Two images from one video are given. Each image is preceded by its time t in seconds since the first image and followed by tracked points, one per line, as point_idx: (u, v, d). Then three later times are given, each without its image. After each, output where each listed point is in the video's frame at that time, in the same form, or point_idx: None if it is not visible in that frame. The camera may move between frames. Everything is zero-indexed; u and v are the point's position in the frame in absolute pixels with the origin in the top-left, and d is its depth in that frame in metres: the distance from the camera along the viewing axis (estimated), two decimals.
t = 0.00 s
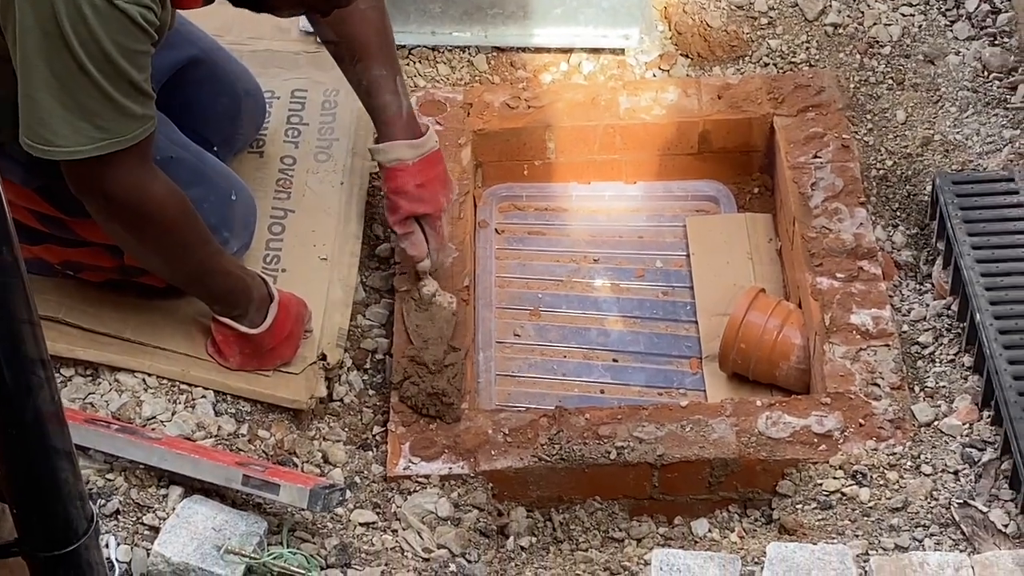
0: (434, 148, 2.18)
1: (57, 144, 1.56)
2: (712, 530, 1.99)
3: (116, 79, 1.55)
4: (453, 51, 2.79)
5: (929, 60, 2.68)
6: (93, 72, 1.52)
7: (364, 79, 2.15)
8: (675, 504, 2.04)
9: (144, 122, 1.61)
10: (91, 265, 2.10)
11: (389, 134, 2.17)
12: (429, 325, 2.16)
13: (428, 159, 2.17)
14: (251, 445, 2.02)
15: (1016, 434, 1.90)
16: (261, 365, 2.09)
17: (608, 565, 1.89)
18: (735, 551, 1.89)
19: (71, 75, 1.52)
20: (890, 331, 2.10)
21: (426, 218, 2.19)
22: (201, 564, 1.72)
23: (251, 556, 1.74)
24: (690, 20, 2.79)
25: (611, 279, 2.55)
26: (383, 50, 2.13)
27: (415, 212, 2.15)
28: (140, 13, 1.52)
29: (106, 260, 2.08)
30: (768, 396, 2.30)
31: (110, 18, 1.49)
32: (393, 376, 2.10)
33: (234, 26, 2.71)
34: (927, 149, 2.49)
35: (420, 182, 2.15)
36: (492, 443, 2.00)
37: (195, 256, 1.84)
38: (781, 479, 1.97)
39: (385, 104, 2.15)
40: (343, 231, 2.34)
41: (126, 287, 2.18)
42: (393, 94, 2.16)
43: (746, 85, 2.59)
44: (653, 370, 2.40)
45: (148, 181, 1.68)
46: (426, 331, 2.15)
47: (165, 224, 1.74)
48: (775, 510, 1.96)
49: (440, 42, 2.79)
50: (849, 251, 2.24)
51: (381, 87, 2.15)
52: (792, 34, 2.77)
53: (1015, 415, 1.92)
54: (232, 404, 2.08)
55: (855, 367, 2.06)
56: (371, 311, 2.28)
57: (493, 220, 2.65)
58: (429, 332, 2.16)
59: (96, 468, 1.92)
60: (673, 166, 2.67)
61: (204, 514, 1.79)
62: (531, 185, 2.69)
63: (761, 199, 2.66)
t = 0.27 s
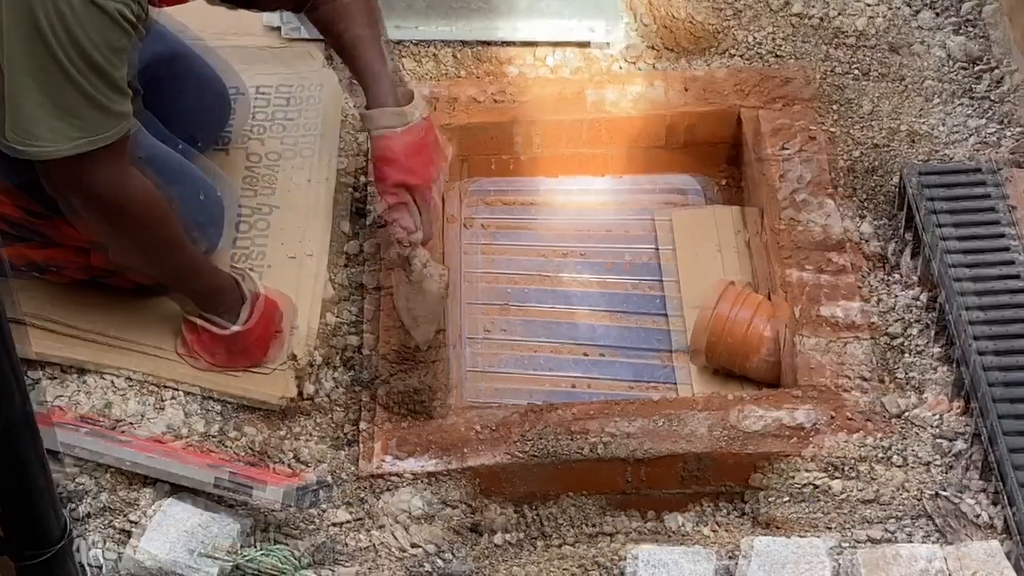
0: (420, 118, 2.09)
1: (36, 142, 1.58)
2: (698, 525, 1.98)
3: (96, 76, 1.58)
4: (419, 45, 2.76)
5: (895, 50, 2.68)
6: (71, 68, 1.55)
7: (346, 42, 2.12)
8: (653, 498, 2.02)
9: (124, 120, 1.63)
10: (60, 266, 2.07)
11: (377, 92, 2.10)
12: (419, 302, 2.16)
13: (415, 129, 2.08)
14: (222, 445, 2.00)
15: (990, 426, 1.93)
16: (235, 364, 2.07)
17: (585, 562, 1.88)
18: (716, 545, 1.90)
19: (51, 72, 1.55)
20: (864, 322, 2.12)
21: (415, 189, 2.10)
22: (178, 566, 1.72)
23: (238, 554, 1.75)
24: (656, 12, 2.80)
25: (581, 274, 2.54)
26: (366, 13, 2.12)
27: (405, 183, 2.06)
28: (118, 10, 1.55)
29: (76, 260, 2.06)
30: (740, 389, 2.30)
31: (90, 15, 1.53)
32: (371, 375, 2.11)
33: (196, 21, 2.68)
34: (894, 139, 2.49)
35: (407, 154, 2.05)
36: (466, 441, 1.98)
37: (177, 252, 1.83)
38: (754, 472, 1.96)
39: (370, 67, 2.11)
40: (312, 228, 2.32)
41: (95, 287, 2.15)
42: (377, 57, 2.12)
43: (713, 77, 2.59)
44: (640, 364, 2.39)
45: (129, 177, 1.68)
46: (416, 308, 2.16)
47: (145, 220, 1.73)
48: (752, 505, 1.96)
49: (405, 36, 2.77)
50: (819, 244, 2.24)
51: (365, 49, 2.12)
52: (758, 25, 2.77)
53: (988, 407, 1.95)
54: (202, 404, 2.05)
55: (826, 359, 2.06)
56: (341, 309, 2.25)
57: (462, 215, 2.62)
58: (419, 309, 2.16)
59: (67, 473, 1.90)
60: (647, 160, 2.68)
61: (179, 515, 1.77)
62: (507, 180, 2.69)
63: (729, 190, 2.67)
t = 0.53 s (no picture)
0: (400, 176, 2.00)
1: (17, 142, 1.52)
2: (673, 520, 1.99)
3: (79, 75, 1.52)
4: (405, 41, 2.76)
5: (881, 46, 2.69)
6: (53, 66, 1.48)
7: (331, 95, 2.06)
8: (635, 494, 2.04)
9: (107, 119, 1.58)
10: (44, 263, 2.06)
11: (356, 152, 2.02)
12: (403, 355, 2.06)
13: (394, 188, 2.00)
14: (209, 443, 1.99)
15: (973, 421, 1.91)
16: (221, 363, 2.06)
17: (570, 558, 1.87)
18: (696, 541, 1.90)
19: (33, 70, 1.49)
20: (846, 318, 2.12)
21: (395, 249, 2.04)
22: (161, 565, 1.70)
23: (212, 555, 1.71)
24: (642, 7, 2.79)
25: (568, 270, 2.54)
26: (353, 62, 2.06)
27: (383, 246, 2.00)
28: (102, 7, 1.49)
29: (60, 258, 2.04)
30: (726, 384, 2.30)
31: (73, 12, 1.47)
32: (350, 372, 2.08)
33: (182, 17, 2.67)
34: (880, 135, 2.50)
35: (386, 215, 1.98)
36: (452, 437, 1.99)
37: (158, 253, 1.81)
38: (741, 468, 1.97)
39: (352, 121, 2.04)
40: (299, 225, 2.31)
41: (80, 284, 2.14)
42: (360, 110, 2.05)
43: (700, 73, 2.59)
44: (611, 360, 2.40)
45: (111, 176, 1.65)
46: (402, 364, 2.05)
47: (128, 220, 1.71)
48: (735, 499, 1.97)
49: (392, 32, 2.76)
50: (805, 239, 2.24)
51: (349, 101, 2.05)
52: (744, 21, 2.77)
53: (971, 402, 1.94)
54: (188, 402, 2.04)
55: (812, 355, 2.07)
56: (327, 305, 2.26)
57: (449, 211, 2.63)
58: (404, 364, 2.05)
59: (53, 469, 1.89)
60: (630, 155, 2.67)
61: (163, 514, 1.76)
62: (486, 175, 2.67)
63: (716, 185, 2.66)
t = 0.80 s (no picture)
0: (391, 165, 2.06)
1: (10, 143, 1.52)
2: (663, 516, 2.00)
3: (71, 75, 1.51)
4: (396, 38, 2.75)
5: (871, 43, 2.69)
6: (46, 67, 1.47)
7: (324, 80, 2.08)
8: (626, 491, 2.04)
9: (99, 118, 1.57)
10: (34, 261, 2.05)
11: (347, 139, 2.05)
12: (388, 341, 2.09)
13: (385, 177, 2.05)
14: (199, 439, 1.99)
15: (963, 418, 1.92)
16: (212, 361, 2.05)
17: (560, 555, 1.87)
18: (686, 538, 1.89)
19: (25, 72, 1.48)
20: (837, 315, 2.12)
21: (382, 236, 2.10)
22: (151, 562, 1.70)
23: (202, 552, 1.71)
24: (633, 4, 2.77)
25: (558, 267, 2.54)
26: (347, 49, 2.07)
27: (371, 233, 2.06)
28: (95, 9, 1.48)
29: (50, 256, 2.03)
30: (716, 381, 2.31)
31: (66, 14, 1.46)
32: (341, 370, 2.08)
33: (172, 14, 2.66)
34: (870, 132, 2.50)
35: (376, 203, 2.04)
36: (443, 434, 1.99)
37: (149, 252, 1.81)
38: (731, 465, 1.98)
39: (343, 108, 2.06)
40: (289, 222, 2.31)
41: (70, 281, 2.13)
42: (352, 98, 2.07)
43: (691, 70, 2.59)
44: (601, 357, 2.40)
45: (102, 176, 1.64)
46: (386, 350, 2.08)
47: (119, 219, 1.70)
48: (725, 496, 1.97)
49: (382, 29, 2.76)
50: (795, 236, 2.25)
51: (340, 88, 2.07)
52: (735, 18, 2.77)
53: (961, 399, 1.94)
54: (179, 399, 2.04)
55: (802, 352, 2.07)
56: (318, 302, 2.26)
57: (440, 208, 2.63)
58: (389, 350, 2.08)
59: (43, 466, 1.88)
60: (621, 151, 2.66)
61: (154, 511, 1.76)
62: (477, 172, 2.67)
63: (707, 182, 2.67)
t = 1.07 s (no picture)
0: (378, 153, 2.08)
1: (5, 141, 1.51)
2: (657, 514, 2.00)
3: (66, 74, 1.51)
4: (391, 35, 2.75)
5: (867, 41, 2.70)
6: (39, 65, 1.47)
7: (313, 75, 2.09)
8: (621, 489, 2.05)
9: (94, 117, 1.57)
10: (29, 257, 2.05)
11: (335, 133, 2.07)
12: (381, 333, 2.09)
13: (372, 165, 2.07)
14: (194, 436, 1.99)
15: (957, 416, 1.92)
16: (207, 358, 2.05)
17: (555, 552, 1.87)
18: (681, 535, 1.90)
19: (20, 70, 1.48)
20: (831, 313, 2.13)
21: (371, 226, 2.10)
22: (146, 559, 1.69)
23: (196, 549, 1.71)
24: (629, 2, 2.78)
25: (553, 264, 2.54)
26: (337, 45, 2.08)
27: (360, 222, 2.06)
28: (90, 7, 1.48)
29: (45, 253, 2.03)
30: (711, 378, 2.31)
31: (60, 12, 1.46)
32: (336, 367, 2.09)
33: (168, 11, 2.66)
34: (865, 130, 2.51)
35: (365, 190, 2.05)
36: (438, 431, 2.00)
37: (143, 248, 1.80)
38: (725, 462, 1.98)
39: (332, 103, 2.07)
40: (284, 219, 2.31)
41: (65, 278, 2.13)
42: (341, 93, 2.08)
43: (686, 67, 2.59)
44: (596, 354, 2.40)
45: (97, 174, 1.64)
46: (380, 341, 2.08)
47: (114, 216, 1.70)
48: (720, 493, 1.97)
49: (378, 26, 2.75)
50: (790, 234, 2.25)
51: (330, 83, 2.08)
52: (730, 16, 2.77)
53: (956, 397, 1.94)
54: (174, 396, 2.04)
55: (796, 349, 2.08)
56: (313, 299, 2.26)
57: (435, 205, 2.63)
58: (382, 341, 2.08)
59: (37, 463, 1.88)
60: (616, 149, 2.66)
61: (148, 508, 1.76)
62: (473, 170, 2.67)
63: (702, 180, 2.67)
